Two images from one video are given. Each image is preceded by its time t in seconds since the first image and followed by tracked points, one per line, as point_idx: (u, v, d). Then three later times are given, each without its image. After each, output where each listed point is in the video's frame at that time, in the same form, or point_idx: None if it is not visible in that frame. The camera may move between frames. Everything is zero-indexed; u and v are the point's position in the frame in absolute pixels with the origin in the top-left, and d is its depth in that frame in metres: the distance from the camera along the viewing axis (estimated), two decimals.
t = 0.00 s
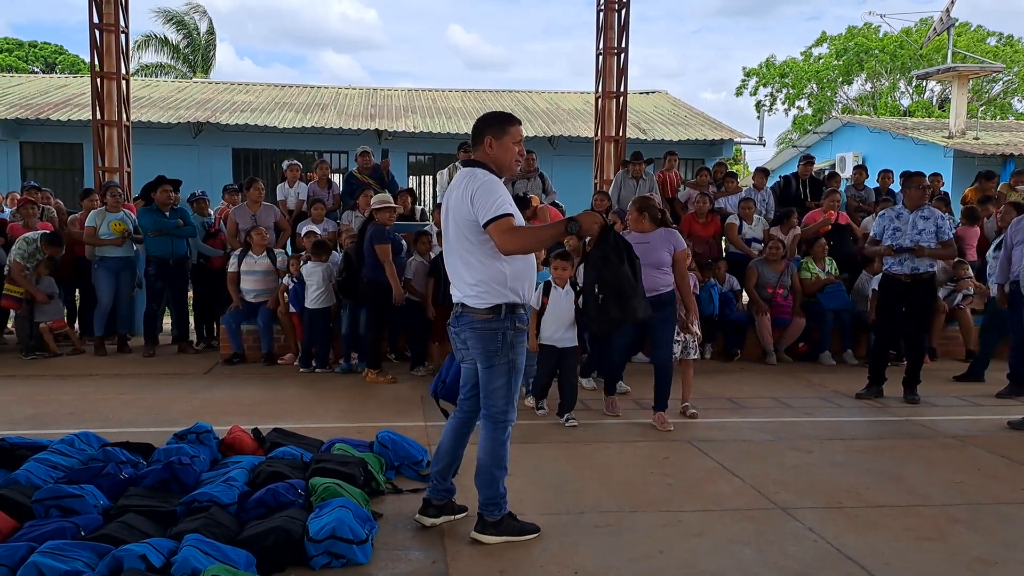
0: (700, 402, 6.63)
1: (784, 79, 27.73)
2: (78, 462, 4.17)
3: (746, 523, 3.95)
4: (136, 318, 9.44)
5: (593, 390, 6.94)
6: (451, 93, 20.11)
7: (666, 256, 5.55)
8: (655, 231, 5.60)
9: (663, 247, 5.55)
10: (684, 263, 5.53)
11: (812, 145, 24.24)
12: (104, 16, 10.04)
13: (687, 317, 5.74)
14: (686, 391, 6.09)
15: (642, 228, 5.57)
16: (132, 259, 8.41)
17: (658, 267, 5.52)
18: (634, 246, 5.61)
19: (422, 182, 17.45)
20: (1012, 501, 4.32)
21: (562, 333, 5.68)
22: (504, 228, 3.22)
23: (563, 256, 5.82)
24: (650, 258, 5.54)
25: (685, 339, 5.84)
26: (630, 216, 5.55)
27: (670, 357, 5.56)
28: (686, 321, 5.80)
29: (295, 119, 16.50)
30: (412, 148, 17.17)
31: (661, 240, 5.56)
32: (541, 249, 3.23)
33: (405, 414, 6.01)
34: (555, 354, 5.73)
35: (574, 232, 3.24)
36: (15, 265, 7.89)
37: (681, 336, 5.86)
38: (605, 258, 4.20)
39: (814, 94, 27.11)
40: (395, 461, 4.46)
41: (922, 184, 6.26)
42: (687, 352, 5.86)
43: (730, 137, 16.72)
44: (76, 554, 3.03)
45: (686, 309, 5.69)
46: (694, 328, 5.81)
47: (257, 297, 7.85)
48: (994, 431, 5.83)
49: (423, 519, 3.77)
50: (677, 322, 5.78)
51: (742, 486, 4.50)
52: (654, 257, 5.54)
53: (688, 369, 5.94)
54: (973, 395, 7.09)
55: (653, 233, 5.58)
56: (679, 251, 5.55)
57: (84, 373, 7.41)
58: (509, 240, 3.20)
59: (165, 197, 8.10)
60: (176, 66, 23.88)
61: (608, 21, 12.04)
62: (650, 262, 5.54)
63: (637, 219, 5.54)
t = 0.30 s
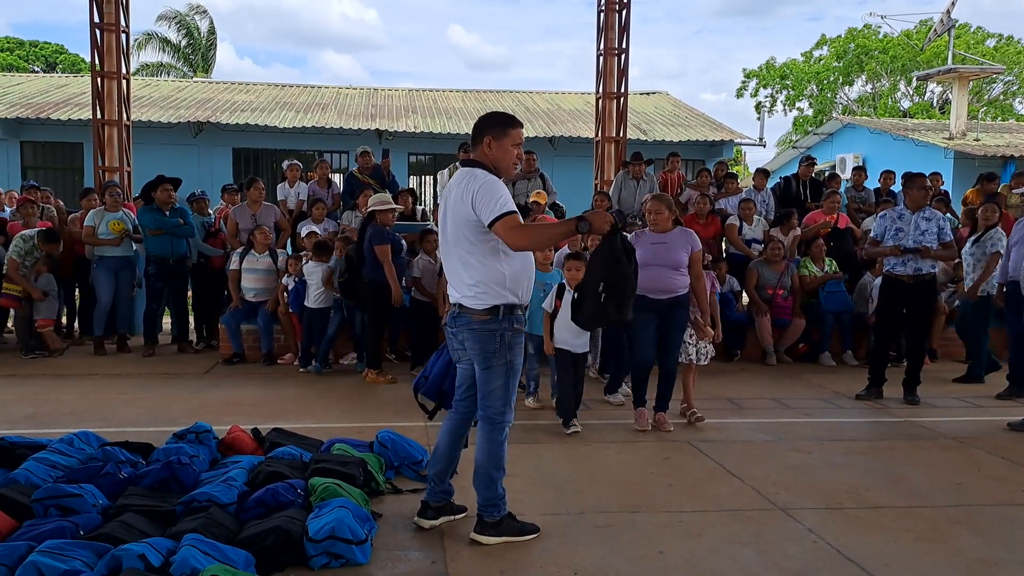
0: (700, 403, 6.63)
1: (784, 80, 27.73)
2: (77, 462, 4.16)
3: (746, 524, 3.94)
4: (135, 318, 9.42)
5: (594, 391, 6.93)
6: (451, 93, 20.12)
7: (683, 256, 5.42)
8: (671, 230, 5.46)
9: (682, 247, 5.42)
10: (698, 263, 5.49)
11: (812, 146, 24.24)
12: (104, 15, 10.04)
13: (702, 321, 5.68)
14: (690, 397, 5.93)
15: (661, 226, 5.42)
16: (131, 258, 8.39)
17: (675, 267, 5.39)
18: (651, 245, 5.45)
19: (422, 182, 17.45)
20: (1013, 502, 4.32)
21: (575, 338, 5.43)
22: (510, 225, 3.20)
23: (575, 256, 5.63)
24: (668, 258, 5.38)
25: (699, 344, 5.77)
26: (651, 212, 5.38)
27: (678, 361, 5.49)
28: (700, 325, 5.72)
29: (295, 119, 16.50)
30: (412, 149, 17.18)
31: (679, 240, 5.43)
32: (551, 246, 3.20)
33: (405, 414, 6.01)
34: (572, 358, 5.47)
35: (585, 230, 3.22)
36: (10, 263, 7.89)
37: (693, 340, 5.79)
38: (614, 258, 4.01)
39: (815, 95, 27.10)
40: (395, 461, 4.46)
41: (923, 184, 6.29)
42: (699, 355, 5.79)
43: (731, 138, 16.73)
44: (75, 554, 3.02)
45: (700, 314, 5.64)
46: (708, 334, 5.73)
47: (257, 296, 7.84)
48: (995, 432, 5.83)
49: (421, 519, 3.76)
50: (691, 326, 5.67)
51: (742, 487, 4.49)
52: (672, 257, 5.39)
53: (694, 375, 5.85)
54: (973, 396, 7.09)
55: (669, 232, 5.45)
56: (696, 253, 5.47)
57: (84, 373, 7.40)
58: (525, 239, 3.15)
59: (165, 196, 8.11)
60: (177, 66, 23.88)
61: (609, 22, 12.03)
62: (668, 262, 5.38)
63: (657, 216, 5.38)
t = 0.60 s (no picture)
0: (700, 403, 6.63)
1: (785, 81, 27.74)
2: (78, 461, 4.17)
3: (746, 525, 3.94)
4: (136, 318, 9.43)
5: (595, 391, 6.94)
6: (452, 93, 20.13)
7: (696, 260, 5.36)
8: (681, 234, 5.40)
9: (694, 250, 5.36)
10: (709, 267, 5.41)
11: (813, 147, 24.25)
12: (105, 15, 10.04)
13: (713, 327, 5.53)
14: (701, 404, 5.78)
15: (672, 231, 5.34)
16: (132, 259, 8.40)
17: (689, 272, 5.33)
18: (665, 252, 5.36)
19: (422, 182, 17.45)
20: (1013, 503, 4.31)
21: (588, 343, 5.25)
22: (518, 221, 3.16)
23: (588, 257, 5.38)
24: (681, 263, 5.33)
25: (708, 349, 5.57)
26: (663, 216, 5.28)
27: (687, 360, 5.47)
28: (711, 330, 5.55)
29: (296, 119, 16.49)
30: (413, 149, 17.18)
31: (690, 244, 5.36)
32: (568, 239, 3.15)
33: (406, 415, 6.01)
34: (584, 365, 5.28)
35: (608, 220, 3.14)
36: (9, 262, 7.94)
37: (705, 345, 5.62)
38: (647, 248, 4.50)
39: (815, 96, 27.12)
40: (396, 462, 4.46)
41: (925, 185, 6.30)
42: (715, 361, 5.59)
43: (731, 139, 16.73)
44: (75, 554, 3.02)
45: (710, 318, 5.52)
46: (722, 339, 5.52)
47: (258, 296, 7.85)
48: (995, 433, 5.83)
49: (420, 520, 3.76)
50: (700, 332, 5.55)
51: (742, 488, 4.49)
52: (685, 263, 5.34)
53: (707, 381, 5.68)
54: (974, 398, 7.09)
55: (680, 236, 5.38)
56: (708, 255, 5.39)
57: (84, 373, 7.40)
58: (552, 224, 3.09)
59: (165, 196, 8.11)
60: (177, 65, 23.87)
61: (610, 22, 12.02)
62: (681, 268, 5.33)
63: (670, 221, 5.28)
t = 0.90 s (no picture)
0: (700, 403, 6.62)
1: (785, 81, 27.74)
2: (77, 461, 4.17)
3: (746, 525, 3.94)
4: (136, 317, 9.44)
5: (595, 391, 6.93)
6: (452, 93, 20.12)
7: (706, 257, 5.32)
8: (688, 230, 5.34)
9: (703, 247, 5.32)
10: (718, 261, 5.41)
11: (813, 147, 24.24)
12: (105, 15, 10.04)
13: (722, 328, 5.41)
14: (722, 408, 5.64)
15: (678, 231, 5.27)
16: (132, 258, 8.40)
17: (700, 268, 5.33)
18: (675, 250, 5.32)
19: (423, 181, 17.44)
20: (1013, 503, 4.31)
21: (603, 348, 5.14)
22: (520, 226, 3.18)
23: (607, 260, 5.18)
24: (693, 261, 5.30)
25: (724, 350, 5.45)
26: (666, 218, 5.18)
27: (713, 366, 5.27)
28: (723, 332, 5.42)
29: (296, 119, 16.49)
30: (413, 148, 17.18)
31: (699, 240, 5.32)
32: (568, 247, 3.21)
33: (405, 414, 6.01)
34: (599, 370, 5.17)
35: (607, 233, 3.21)
36: (11, 258, 7.99)
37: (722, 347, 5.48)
38: (661, 261, 4.65)
39: (815, 96, 27.12)
40: (396, 461, 4.46)
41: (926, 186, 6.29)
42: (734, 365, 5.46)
43: (731, 139, 16.72)
44: (74, 553, 3.03)
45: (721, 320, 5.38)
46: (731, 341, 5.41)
47: (258, 296, 7.85)
48: (995, 433, 5.83)
49: (420, 520, 3.77)
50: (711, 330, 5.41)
51: (742, 488, 4.49)
52: (697, 259, 5.31)
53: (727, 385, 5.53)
54: (974, 398, 7.08)
55: (688, 233, 5.32)
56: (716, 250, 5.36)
57: (84, 372, 7.40)
58: (555, 231, 3.14)
59: (165, 197, 8.12)
60: (177, 64, 23.85)
61: (610, 22, 12.02)
62: (693, 265, 5.31)
63: (673, 222, 5.18)
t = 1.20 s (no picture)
0: (702, 404, 6.61)
1: (785, 81, 27.73)
2: (78, 460, 4.16)
3: (747, 525, 3.93)
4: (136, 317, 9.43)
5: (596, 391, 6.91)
6: (453, 93, 20.12)
7: (722, 259, 4.99)
8: (703, 232, 5.03)
9: (718, 248, 4.99)
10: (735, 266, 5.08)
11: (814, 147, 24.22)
12: (106, 15, 10.04)
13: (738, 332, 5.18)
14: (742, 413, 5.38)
15: (689, 232, 5.00)
16: (132, 258, 8.39)
17: (714, 272, 4.98)
18: (687, 252, 5.00)
19: (423, 181, 17.44)
20: (1013, 504, 4.30)
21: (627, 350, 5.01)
22: (523, 233, 3.18)
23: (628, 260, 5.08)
24: (706, 264, 4.97)
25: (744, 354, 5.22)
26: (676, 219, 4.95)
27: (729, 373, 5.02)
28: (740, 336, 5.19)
29: (297, 118, 16.49)
30: (414, 148, 17.17)
31: (715, 242, 5.00)
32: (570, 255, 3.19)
33: (406, 415, 6.00)
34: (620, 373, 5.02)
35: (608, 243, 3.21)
36: (19, 255, 7.94)
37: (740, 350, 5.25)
38: (635, 279, 4.49)
39: (816, 96, 27.11)
40: (396, 461, 4.46)
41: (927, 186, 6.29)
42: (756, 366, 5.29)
43: (732, 138, 16.71)
44: (75, 553, 3.02)
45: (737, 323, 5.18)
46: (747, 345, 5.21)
47: (258, 295, 7.85)
48: (996, 433, 5.82)
49: (421, 519, 3.77)
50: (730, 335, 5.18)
51: (742, 488, 4.49)
52: (711, 262, 4.98)
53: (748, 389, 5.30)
54: (976, 398, 7.07)
55: (703, 235, 5.01)
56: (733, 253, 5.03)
57: (84, 372, 7.40)
58: (557, 239, 3.14)
59: (165, 196, 8.12)
60: (177, 63, 23.85)
61: (610, 22, 12.01)
62: (707, 268, 4.98)
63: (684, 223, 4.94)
